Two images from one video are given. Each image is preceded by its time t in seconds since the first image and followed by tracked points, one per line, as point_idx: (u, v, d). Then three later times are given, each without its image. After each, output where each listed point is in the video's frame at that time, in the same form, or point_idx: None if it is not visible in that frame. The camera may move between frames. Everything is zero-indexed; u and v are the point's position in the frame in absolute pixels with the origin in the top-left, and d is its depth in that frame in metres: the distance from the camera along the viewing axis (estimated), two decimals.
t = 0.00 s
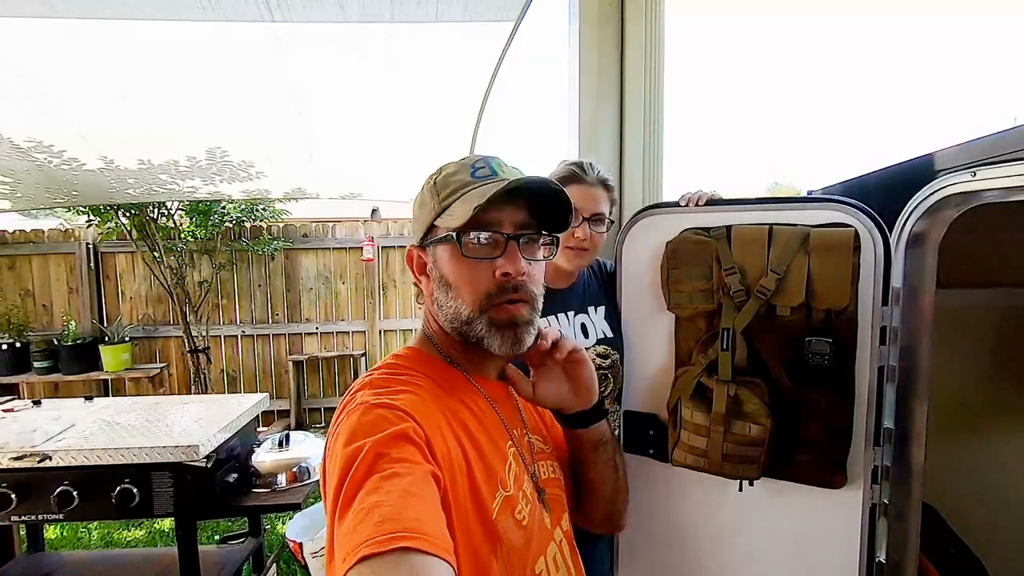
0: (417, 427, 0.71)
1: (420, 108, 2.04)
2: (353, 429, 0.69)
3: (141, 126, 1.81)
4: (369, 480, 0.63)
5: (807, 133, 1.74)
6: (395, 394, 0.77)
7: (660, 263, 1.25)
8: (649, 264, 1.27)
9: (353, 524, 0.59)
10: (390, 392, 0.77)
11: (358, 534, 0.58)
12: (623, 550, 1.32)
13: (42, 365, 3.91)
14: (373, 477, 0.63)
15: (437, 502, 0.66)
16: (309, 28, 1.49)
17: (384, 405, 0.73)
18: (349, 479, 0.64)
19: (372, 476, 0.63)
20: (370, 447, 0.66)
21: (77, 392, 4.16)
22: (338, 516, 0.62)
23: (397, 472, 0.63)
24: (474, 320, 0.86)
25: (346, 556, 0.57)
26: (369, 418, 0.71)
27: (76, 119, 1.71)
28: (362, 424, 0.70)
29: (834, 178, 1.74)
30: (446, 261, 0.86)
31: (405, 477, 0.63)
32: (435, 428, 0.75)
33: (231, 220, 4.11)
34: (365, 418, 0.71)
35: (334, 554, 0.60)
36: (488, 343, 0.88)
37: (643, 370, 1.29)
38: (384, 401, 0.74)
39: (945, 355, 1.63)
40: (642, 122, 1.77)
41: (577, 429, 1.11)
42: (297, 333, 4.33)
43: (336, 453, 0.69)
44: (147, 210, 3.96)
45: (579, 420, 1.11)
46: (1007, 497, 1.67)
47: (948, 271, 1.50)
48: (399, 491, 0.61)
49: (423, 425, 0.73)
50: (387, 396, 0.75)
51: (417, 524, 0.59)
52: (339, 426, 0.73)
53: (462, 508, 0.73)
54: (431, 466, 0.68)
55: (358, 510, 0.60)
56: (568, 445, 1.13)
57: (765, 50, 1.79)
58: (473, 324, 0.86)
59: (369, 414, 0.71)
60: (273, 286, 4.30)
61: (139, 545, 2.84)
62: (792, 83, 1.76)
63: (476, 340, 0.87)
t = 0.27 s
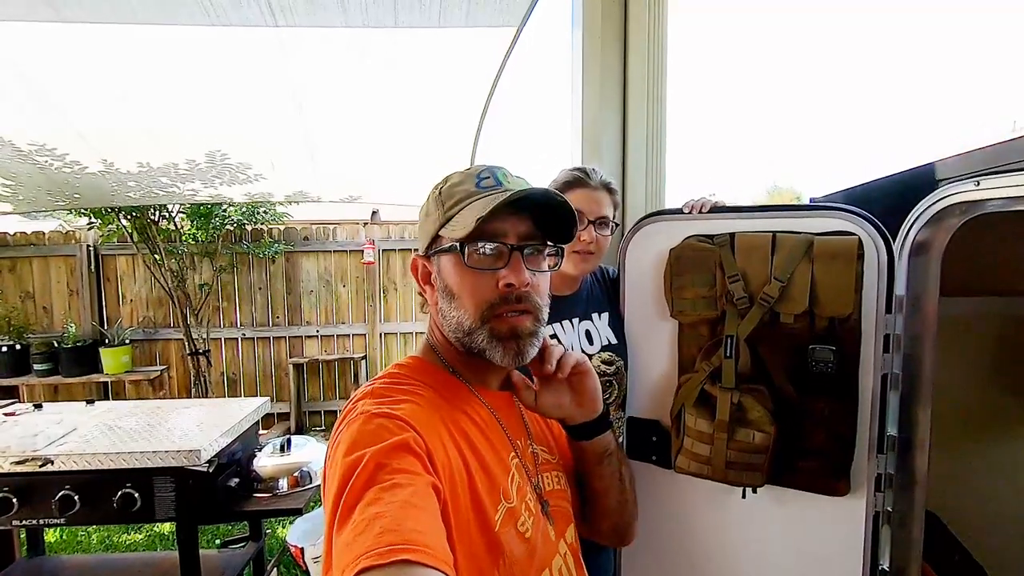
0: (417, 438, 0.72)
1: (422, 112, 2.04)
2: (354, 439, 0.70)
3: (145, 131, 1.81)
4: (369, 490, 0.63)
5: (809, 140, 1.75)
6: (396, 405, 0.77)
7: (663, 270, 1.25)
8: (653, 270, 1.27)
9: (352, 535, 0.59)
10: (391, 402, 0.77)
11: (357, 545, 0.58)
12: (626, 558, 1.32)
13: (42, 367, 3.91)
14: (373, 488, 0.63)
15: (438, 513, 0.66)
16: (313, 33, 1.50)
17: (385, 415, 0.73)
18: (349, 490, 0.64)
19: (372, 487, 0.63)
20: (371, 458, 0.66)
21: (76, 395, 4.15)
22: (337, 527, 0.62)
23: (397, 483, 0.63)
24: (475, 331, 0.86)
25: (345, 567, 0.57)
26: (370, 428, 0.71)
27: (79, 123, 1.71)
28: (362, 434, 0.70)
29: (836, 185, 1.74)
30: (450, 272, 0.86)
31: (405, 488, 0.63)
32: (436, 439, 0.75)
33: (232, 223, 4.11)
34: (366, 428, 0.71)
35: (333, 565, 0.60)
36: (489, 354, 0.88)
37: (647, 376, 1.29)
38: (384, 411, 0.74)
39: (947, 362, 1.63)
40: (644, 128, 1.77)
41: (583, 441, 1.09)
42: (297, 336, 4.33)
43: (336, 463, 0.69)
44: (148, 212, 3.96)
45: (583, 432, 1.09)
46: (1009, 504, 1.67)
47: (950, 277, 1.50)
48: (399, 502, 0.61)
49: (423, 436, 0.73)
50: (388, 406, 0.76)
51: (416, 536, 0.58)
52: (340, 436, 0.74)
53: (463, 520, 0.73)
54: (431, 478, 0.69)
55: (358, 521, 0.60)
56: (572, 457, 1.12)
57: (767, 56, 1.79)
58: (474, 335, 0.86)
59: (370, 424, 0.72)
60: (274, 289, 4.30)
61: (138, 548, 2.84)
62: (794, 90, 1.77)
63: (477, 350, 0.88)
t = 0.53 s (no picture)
0: (425, 440, 0.72)
1: (427, 114, 2.05)
2: (363, 441, 0.70)
3: (151, 131, 1.82)
4: (379, 491, 0.63)
5: (812, 144, 1.76)
6: (404, 407, 0.77)
7: (670, 273, 1.26)
8: (659, 273, 1.27)
9: (363, 537, 0.59)
10: (399, 405, 0.78)
11: (368, 546, 0.58)
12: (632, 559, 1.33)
13: (43, 367, 3.90)
14: (383, 489, 0.64)
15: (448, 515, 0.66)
16: (318, 36, 1.51)
17: (393, 417, 0.74)
18: (358, 492, 0.64)
19: (382, 488, 0.64)
20: (380, 459, 0.67)
21: (77, 395, 4.15)
22: (347, 529, 0.63)
23: (406, 485, 0.64)
24: (487, 333, 0.87)
25: (357, 568, 0.57)
26: (378, 430, 0.72)
27: (86, 123, 1.72)
28: (371, 436, 0.71)
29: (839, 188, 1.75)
30: (462, 274, 0.87)
31: (414, 490, 0.64)
32: (444, 441, 0.76)
33: (234, 223, 4.11)
34: (375, 431, 0.72)
35: (344, 567, 0.60)
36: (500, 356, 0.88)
37: (653, 379, 1.29)
38: (393, 414, 0.75)
39: (950, 364, 1.64)
40: (649, 132, 1.78)
41: (594, 446, 1.11)
42: (299, 336, 4.33)
43: (346, 465, 0.69)
44: (150, 212, 3.96)
45: (596, 438, 1.11)
46: (1011, 506, 1.68)
47: (954, 281, 1.51)
48: (409, 503, 0.62)
49: (431, 439, 0.74)
50: (396, 409, 0.76)
51: (427, 538, 0.59)
52: (349, 438, 0.74)
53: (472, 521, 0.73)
54: (440, 480, 0.69)
55: (368, 523, 0.60)
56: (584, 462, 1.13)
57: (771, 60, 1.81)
58: (485, 337, 0.87)
59: (378, 426, 0.72)
60: (276, 289, 4.30)
61: (141, 548, 2.84)
62: (798, 94, 1.78)
63: (489, 352, 0.88)
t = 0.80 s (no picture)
0: (420, 441, 0.72)
1: (428, 114, 2.05)
2: (358, 442, 0.71)
3: (153, 130, 1.82)
4: (372, 492, 0.64)
5: (813, 145, 1.76)
6: (400, 408, 0.78)
7: (672, 274, 1.26)
8: (661, 274, 1.28)
9: (355, 537, 0.60)
10: (394, 405, 0.78)
11: (360, 547, 0.58)
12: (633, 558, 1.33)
13: (42, 365, 3.90)
14: (377, 490, 0.64)
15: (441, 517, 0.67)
16: (320, 35, 1.51)
17: (388, 418, 0.74)
18: (352, 493, 0.65)
19: (375, 489, 0.64)
20: (374, 460, 0.67)
21: (76, 393, 4.15)
22: (340, 529, 0.63)
23: (399, 486, 0.64)
24: (498, 331, 0.87)
25: (348, 569, 0.58)
26: (373, 431, 0.72)
27: (88, 121, 1.72)
28: (366, 437, 0.71)
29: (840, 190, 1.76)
30: (473, 272, 0.86)
31: (408, 491, 0.64)
32: (439, 442, 0.76)
33: (234, 222, 4.11)
34: (370, 431, 0.72)
35: (336, 567, 0.60)
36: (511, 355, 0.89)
37: (655, 378, 1.30)
38: (388, 415, 0.75)
39: (950, 364, 1.65)
40: (651, 132, 1.78)
41: (596, 448, 1.12)
42: (298, 336, 4.33)
43: (340, 466, 0.70)
44: (150, 211, 3.96)
45: (597, 440, 1.11)
46: (1010, 507, 1.69)
47: (954, 282, 1.52)
48: (402, 505, 0.62)
49: (427, 439, 0.74)
50: (392, 410, 0.77)
51: (419, 539, 0.59)
52: (344, 439, 0.75)
53: (467, 523, 0.73)
54: (434, 481, 0.69)
55: (361, 524, 0.61)
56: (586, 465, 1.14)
57: (773, 62, 1.81)
58: (497, 335, 0.87)
59: (373, 427, 0.72)
60: (275, 289, 4.30)
61: (140, 547, 2.84)
62: (800, 95, 1.78)
63: (500, 351, 0.88)
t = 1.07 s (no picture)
0: (419, 434, 0.73)
1: (429, 113, 2.06)
2: (355, 436, 0.71)
3: (156, 130, 1.83)
4: (369, 486, 0.64)
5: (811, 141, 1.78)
6: (397, 401, 0.78)
7: (671, 268, 1.28)
8: (661, 268, 1.29)
9: (352, 531, 0.61)
10: (392, 399, 0.78)
11: (357, 541, 0.60)
12: (634, 550, 1.34)
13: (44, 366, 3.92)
14: (374, 484, 0.65)
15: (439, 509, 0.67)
16: (320, 35, 1.53)
17: (386, 411, 0.74)
18: (349, 487, 0.65)
19: (373, 483, 0.65)
20: (372, 454, 0.68)
21: (78, 394, 4.16)
22: (338, 523, 0.64)
23: (396, 480, 0.65)
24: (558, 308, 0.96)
25: (345, 563, 0.59)
26: (371, 425, 0.72)
27: (91, 122, 1.73)
28: (364, 431, 0.71)
29: (838, 185, 1.77)
30: (541, 256, 0.91)
31: (405, 485, 0.65)
32: (438, 434, 0.76)
33: (235, 222, 4.13)
34: (367, 425, 0.72)
35: (334, 559, 0.62)
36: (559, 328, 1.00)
37: (655, 372, 1.31)
38: (385, 408, 0.75)
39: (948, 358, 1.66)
40: (650, 130, 1.80)
41: (586, 417, 1.15)
42: (299, 336, 4.34)
43: (338, 460, 0.70)
44: (151, 212, 3.97)
45: (587, 408, 1.15)
46: (1008, 498, 1.70)
47: (951, 276, 1.53)
48: (399, 499, 0.63)
49: (425, 432, 0.74)
50: (389, 403, 0.77)
51: (416, 534, 0.60)
52: (343, 432, 0.75)
53: (465, 515, 0.74)
54: (432, 474, 0.70)
55: (358, 517, 0.62)
56: (576, 442, 1.16)
57: (770, 59, 1.83)
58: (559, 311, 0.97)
59: (371, 421, 0.73)
60: (276, 289, 4.31)
61: (143, 546, 2.85)
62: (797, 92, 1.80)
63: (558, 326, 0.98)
